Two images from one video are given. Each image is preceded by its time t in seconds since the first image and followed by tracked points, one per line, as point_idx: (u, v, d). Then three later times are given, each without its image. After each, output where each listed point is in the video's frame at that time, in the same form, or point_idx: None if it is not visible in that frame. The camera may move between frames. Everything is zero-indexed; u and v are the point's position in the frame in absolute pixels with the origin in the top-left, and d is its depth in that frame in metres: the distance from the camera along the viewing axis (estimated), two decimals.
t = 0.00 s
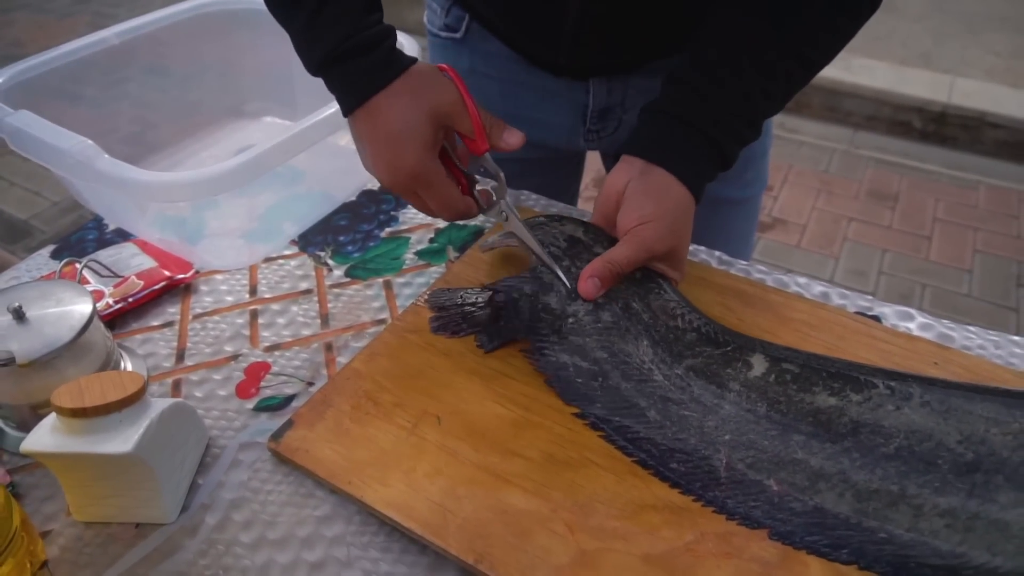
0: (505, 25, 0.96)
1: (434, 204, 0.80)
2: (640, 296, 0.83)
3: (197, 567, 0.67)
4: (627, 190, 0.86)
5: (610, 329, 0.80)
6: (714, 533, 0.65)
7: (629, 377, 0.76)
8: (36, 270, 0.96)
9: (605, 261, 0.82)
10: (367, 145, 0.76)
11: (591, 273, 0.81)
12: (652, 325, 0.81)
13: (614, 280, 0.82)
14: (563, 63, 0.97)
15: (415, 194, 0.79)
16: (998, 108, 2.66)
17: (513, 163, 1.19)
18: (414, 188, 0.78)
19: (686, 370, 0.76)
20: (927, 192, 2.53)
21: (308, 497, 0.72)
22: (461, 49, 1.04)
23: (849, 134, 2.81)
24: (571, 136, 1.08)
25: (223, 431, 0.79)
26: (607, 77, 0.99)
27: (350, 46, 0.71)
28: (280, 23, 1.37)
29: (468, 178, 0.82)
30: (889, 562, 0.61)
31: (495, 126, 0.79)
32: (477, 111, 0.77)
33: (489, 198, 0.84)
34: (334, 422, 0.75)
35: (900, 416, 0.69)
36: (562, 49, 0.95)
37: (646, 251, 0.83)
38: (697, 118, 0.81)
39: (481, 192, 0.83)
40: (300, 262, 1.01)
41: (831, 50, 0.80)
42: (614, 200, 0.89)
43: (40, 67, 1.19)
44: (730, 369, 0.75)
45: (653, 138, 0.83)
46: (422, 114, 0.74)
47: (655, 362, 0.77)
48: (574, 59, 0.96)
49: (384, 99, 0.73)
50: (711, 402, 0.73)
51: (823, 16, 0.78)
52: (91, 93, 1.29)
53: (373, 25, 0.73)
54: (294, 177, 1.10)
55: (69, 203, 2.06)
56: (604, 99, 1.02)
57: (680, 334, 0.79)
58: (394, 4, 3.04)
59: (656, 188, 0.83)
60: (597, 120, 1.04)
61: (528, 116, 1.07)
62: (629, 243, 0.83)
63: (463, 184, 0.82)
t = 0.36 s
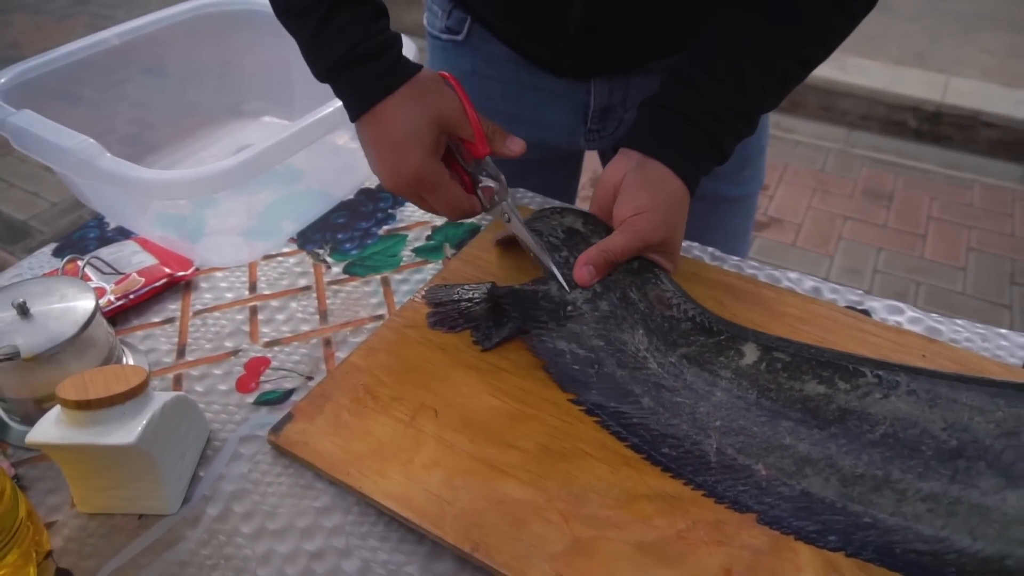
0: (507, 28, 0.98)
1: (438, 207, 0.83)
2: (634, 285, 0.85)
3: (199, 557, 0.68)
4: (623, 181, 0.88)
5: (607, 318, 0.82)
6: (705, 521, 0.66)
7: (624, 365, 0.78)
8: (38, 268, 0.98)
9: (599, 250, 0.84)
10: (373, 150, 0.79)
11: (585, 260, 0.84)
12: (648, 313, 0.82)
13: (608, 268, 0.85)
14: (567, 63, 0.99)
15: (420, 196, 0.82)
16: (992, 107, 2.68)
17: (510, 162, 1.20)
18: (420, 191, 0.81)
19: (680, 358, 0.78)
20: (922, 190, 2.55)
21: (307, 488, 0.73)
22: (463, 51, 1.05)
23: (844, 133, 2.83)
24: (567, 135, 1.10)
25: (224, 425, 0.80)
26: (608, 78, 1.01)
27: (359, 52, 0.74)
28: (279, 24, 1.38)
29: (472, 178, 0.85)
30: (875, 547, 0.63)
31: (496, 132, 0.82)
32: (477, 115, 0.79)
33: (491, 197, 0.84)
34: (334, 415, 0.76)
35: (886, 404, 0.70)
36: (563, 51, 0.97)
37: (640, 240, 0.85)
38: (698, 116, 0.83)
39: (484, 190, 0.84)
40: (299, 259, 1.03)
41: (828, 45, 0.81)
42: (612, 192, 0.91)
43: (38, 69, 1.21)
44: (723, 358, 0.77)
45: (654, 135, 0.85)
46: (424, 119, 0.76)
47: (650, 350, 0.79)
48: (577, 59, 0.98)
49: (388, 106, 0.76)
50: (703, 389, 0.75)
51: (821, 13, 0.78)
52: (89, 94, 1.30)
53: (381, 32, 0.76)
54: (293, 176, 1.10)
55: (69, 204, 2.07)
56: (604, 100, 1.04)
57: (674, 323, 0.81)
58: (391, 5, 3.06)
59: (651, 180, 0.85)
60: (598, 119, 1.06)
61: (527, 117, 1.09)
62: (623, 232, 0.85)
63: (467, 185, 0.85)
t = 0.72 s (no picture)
0: (504, 27, 0.99)
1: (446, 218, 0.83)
2: (621, 274, 0.86)
3: (197, 548, 0.69)
4: (613, 173, 0.90)
5: (600, 309, 0.84)
6: (695, 511, 0.67)
7: (616, 356, 0.80)
8: (38, 265, 0.98)
9: (588, 239, 0.86)
10: (379, 161, 0.80)
11: (574, 248, 0.86)
12: (640, 305, 0.83)
13: (597, 257, 0.86)
14: (565, 63, 1.00)
15: (426, 207, 0.82)
16: (985, 107, 2.70)
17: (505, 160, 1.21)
18: (426, 201, 0.81)
19: (672, 348, 0.79)
20: (916, 190, 2.56)
21: (304, 480, 0.74)
22: (461, 52, 1.06)
23: (839, 133, 2.85)
24: (563, 134, 1.11)
25: (222, 419, 0.81)
26: (606, 77, 1.03)
27: (367, 65, 0.75)
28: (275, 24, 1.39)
29: (477, 186, 0.87)
30: (862, 533, 0.64)
31: (502, 143, 0.84)
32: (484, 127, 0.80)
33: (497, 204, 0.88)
34: (330, 409, 0.77)
35: (874, 392, 0.71)
36: (560, 49, 0.98)
37: (628, 230, 0.86)
38: (691, 113, 0.84)
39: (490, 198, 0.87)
40: (295, 256, 1.04)
41: (818, 44, 0.82)
42: (601, 184, 0.92)
43: (35, 69, 1.21)
44: (714, 347, 0.78)
45: (648, 132, 0.87)
46: (431, 130, 0.77)
47: (643, 341, 0.80)
48: (575, 59, 0.99)
49: (394, 117, 0.76)
50: (695, 378, 0.76)
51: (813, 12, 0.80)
52: (87, 95, 1.30)
53: (388, 44, 0.76)
54: (290, 175, 1.12)
55: (66, 205, 2.07)
56: (601, 98, 1.05)
57: (666, 314, 0.82)
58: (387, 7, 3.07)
59: (641, 171, 0.87)
60: (595, 118, 1.08)
61: (523, 116, 1.10)
62: (612, 222, 0.86)
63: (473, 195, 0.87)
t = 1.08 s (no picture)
0: (504, 27, 1.01)
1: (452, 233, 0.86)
2: (613, 266, 0.88)
3: (202, 539, 0.70)
4: (607, 165, 0.90)
5: (600, 304, 0.85)
6: (691, 501, 0.69)
7: (615, 348, 0.82)
8: (42, 264, 1.00)
9: (581, 227, 0.87)
10: (389, 179, 0.81)
11: (566, 236, 0.86)
12: (637, 300, 0.85)
13: (588, 246, 0.87)
14: (566, 62, 1.01)
15: (433, 224, 0.84)
16: (978, 108, 2.72)
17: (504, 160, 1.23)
18: (433, 220, 0.83)
19: (669, 341, 0.81)
20: (911, 190, 2.59)
21: (307, 473, 0.76)
22: (462, 53, 1.08)
23: (834, 134, 2.87)
24: (560, 134, 1.13)
25: (225, 413, 0.82)
26: (604, 78, 1.04)
27: (372, 86, 0.74)
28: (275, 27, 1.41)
29: (483, 206, 0.87)
30: (852, 520, 0.66)
31: (511, 158, 0.85)
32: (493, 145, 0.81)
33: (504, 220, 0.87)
34: (333, 403, 0.78)
35: (865, 383, 0.72)
36: (558, 49, 1.00)
37: (620, 221, 0.87)
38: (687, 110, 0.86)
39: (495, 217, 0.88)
40: (297, 255, 1.05)
41: (813, 41, 0.84)
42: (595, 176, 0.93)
43: (39, 71, 1.23)
44: (710, 339, 0.79)
45: (644, 128, 0.88)
46: (441, 150, 0.78)
47: (640, 334, 0.82)
48: (576, 58, 1.00)
49: (405, 138, 0.77)
50: (691, 369, 0.78)
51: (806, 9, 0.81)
52: (86, 98, 1.32)
53: (393, 65, 0.75)
54: (290, 174, 1.15)
55: (65, 207, 2.08)
56: (600, 98, 1.06)
57: (663, 307, 0.84)
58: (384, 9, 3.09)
59: (634, 163, 0.88)
60: (594, 118, 1.09)
61: (523, 116, 1.11)
62: (604, 212, 0.88)
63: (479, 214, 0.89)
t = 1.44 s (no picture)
0: (502, 30, 1.02)
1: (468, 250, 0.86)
2: (607, 262, 0.90)
3: (206, 527, 0.72)
4: (600, 158, 0.93)
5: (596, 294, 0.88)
6: (683, 489, 0.71)
7: (611, 339, 0.85)
8: (47, 261, 1.01)
9: (572, 217, 0.89)
10: (403, 199, 0.81)
11: (558, 225, 0.88)
12: (630, 293, 0.88)
13: (579, 235, 0.89)
14: (562, 64, 1.04)
15: (448, 242, 0.85)
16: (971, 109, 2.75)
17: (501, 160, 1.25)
18: (449, 237, 0.84)
19: (662, 333, 0.83)
20: (906, 190, 2.61)
21: (308, 463, 0.78)
22: (460, 55, 1.10)
23: (829, 135, 2.89)
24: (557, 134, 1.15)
25: (228, 406, 0.84)
26: (599, 78, 1.06)
27: (382, 106, 0.74)
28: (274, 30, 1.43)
29: (499, 228, 0.90)
30: (838, 504, 0.68)
31: (525, 167, 0.86)
32: (508, 155, 0.82)
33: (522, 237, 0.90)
34: (333, 396, 0.80)
35: (854, 372, 0.75)
36: (555, 51, 1.02)
37: (610, 212, 0.90)
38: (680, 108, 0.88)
39: (511, 238, 0.91)
40: (297, 253, 1.07)
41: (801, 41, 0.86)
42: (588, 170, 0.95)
43: (40, 73, 1.25)
44: (702, 331, 0.82)
45: (638, 126, 0.90)
46: (456, 168, 0.79)
47: (635, 327, 0.85)
48: (572, 60, 1.03)
49: (419, 158, 0.78)
50: (683, 359, 0.81)
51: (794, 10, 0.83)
52: (84, 101, 1.34)
53: (403, 84, 0.76)
54: (289, 174, 1.18)
55: (64, 209, 2.10)
56: (595, 99, 1.09)
57: (656, 300, 0.86)
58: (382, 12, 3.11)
59: (627, 156, 0.90)
60: (590, 119, 1.12)
61: (520, 116, 1.13)
62: (595, 202, 0.90)
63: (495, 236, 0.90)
